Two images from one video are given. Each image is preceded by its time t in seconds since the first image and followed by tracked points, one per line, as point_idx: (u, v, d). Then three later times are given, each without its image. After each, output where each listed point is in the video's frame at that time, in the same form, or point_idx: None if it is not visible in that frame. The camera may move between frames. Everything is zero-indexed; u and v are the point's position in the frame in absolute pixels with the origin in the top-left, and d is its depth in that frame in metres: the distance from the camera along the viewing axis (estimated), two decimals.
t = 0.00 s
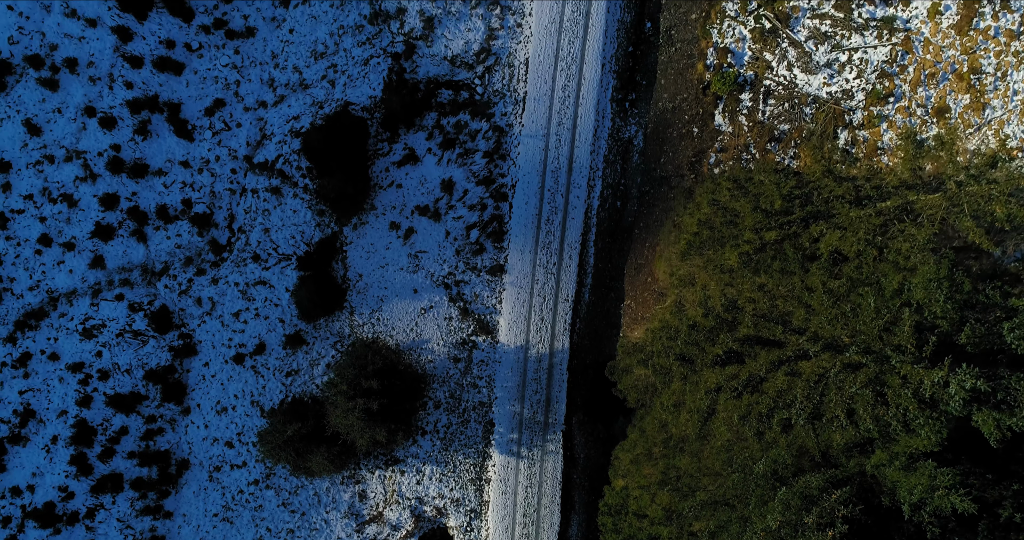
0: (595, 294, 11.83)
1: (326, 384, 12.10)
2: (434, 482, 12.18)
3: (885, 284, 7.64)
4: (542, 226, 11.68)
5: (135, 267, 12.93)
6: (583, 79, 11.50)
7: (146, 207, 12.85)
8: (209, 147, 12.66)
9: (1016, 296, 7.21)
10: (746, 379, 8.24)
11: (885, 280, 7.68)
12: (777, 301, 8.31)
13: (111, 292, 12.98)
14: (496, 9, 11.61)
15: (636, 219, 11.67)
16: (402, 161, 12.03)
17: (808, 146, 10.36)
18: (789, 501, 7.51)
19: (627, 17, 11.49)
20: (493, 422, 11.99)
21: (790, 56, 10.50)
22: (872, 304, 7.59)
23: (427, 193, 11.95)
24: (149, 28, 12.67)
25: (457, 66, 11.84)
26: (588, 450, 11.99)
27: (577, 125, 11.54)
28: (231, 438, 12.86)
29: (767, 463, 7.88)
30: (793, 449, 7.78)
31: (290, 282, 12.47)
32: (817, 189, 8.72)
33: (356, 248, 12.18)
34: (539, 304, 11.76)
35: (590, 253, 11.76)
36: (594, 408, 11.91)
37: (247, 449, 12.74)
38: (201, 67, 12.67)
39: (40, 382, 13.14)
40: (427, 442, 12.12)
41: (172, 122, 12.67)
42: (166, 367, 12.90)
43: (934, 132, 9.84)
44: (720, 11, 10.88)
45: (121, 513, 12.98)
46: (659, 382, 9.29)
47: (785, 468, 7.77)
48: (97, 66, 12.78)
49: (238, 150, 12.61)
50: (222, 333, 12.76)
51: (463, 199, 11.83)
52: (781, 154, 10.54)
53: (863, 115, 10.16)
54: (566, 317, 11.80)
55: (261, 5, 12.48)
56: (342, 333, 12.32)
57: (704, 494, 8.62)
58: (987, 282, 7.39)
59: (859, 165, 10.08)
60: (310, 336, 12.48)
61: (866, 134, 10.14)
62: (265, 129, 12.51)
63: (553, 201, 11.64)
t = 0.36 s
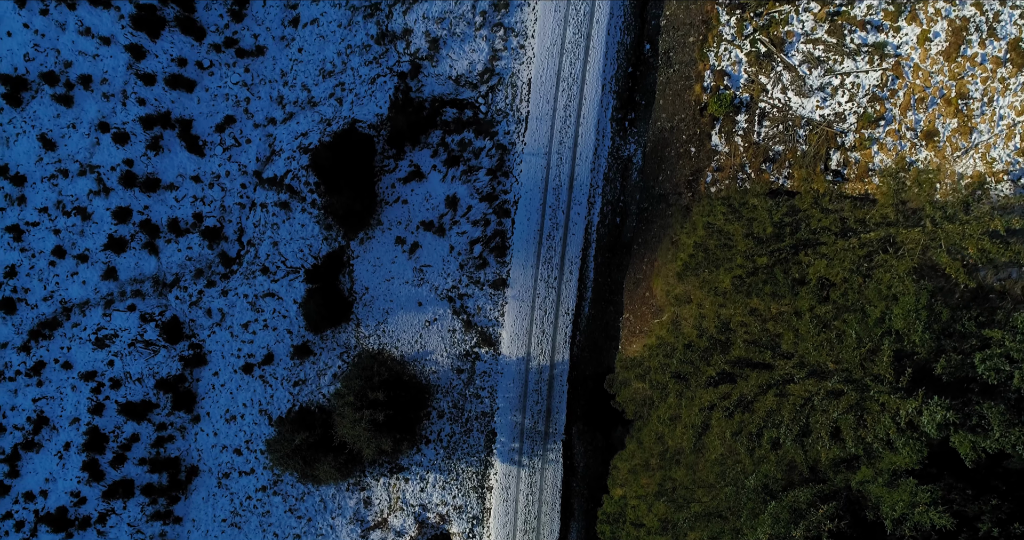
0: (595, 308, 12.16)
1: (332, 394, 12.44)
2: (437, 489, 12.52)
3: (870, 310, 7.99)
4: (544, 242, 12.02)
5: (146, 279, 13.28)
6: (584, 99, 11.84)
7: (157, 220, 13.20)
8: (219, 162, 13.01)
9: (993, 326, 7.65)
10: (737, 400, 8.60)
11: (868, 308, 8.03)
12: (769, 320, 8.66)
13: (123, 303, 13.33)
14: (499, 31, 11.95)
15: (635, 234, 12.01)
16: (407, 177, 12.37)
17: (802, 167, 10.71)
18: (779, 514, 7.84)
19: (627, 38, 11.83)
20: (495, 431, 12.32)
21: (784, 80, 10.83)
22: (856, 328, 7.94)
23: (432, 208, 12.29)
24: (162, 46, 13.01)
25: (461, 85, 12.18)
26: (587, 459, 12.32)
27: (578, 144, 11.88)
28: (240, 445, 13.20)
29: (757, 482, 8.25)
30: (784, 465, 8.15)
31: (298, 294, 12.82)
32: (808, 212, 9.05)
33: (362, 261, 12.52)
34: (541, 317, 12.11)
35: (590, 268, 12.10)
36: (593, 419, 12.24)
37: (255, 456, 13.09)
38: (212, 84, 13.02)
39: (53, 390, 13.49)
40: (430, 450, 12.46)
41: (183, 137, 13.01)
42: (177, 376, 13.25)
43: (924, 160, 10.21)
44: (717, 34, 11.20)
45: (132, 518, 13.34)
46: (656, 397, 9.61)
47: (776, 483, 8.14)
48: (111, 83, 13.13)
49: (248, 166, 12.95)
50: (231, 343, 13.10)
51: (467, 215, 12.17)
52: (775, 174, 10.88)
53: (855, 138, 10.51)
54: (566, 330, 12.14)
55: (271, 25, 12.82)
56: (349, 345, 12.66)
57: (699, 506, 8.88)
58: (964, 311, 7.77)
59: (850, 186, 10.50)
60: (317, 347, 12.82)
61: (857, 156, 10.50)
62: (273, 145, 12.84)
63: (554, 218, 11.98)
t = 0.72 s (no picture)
0: (594, 320, 12.48)
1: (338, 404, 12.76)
2: (440, 497, 12.85)
3: (855, 334, 8.43)
4: (545, 257, 12.35)
5: (156, 290, 13.61)
6: (584, 118, 12.17)
7: (168, 233, 13.52)
8: (228, 177, 13.33)
9: (970, 352, 8.06)
10: (730, 417, 8.90)
11: (854, 333, 8.46)
12: (761, 339, 9.01)
13: (133, 314, 13.66)
14: (502, 51, 12.27)
15: (633, 249, 12.32)
16: (411, 193, 12.70)
17: (795, 186, 11.04)
18: (768, 527, 8.20)
19: (626, 59, 12.15)
20: (497, 441, 12.65)
21: (778, 101, 11.16)
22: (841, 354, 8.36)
23: (435, 223, 12.62)
24: (172, 63, 13.34)
25: (464, 104, 12.50)
26: (586, 468, 12.63)
27: (578, 161, 12.22)
28: (247, 453, 13.52)
29: (748, 496, 8.54)
30: (773, 478, 8.46)
31: (305, 306, 13.14)
32: (800, 233, 9.37)
33: (367, 275, 12.85)
34: (541, 330, 12.44)
35: (589, 282, 12.43)
36: (592, 429, 12.56)
37: (262, 464, 13.40)
38: (221, 101, 13.35)
39: (65, 398, 13.82)
40: (433, 459, 12.78)
41: (193, 153, 13.34)
42: (186, 385, 13.58)
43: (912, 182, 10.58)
44: (713, 56, 11.52)
45: (142, 524, 13.67)
46: (652, 411, 9.96)
47: (766, 497, 8.45)
48: (122, 99, 13.45)
49: (256, 181, 13.27)
50: (240, 354, 13.43)
51: (470, 230, 12.50)
52: (769, 193, 11.21)
53: (846, 158, 10.84)
54: (566, 343, 12.47)
55: (279, 43, 13.14)
56: (354, 356, 12.99)
57: (693, 516, 9.23)
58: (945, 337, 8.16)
59: (841, 205, 10.84)
60: (323, 358, 13.15)
61: (849, 176, 10.84)
62: (281, 161, 13.16)
63: (555, 233, 12.31)
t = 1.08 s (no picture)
0: (593, 334, 12.83)
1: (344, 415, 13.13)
2: (443, 505, 13.19)
3: (842, 356, 8.73)
4: (545, 272, 12.70)
5: (166, 302, 13.95)
6: (584, 138, 12.52)
7: (177, 247, 13.86)
8: (237, 193, 13.67)
9: (947, 380, 8.60)
10: (722, 434, 9.18)
11: (840, 357, 8.74)
12: (753, 361, 9.35)
13: (144, 325, 14.01)
14: (504, 72, 12.62)
15: (631, 265, 12.67)
16: (416, 210, 13.04)
17: (788, 207, 11.41)
18: None
19: (625, 80, 12.50)
20: (498, 451, 13.00)
21: (772, 124, 11.51)
22: (824, 380, 8.66)
23: (439, 239, 12.97)
24: (183, 81, 13.68)
25: (467, 123, 12.85)
26: (585, 478, 12.98)
27: (578, 180, 12.56)
28: (255, 462, 13.87)
29: (739, 510, 8.86)
30: (764, 493, 8.78)
31: (312, 319, 13.50)
32: (791, 256, 9.72)
33: (373, 289, 13.21)
34: (542, 343, 12.79)
35: (588, 297, 12.77)
36: (591, 439, 12.91)
37: (270, 472, 13.76)
38: (230, 119, 13.69)
39: (76, 407, 14.17)
40: (436, 468, 13.13)
41: (202, 169, 13.69)
42: (195, 395, 13.93)
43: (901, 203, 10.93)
44: (709, 80, 11.89)
45: (153, 530, 14.04)
46: (649, 425, 10.30)
47: (757, 511, 8.79)
48: (133, 116, 13.80)
49: (264, 196, 13.61)
50: (248, 365, 13.78)
51: (473, 246, 12.85)
52: (763, 213, 11.56)
53: (838, 181, 11.20)
54: (566, 356, 12.81)
55: (286, 62, 13.49)
56: (359, 367, 13.34)
57: (687, 528, 9.52)
58: (924, 364, 8.60)
59: (832, 225, 11.21)
60: (329, 369, 13.49)
61: (840, 198, 11.19)
62: (289, 178, 13.50)
63: (555, 249, 12.66)
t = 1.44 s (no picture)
0: (591, 348, 13.17)
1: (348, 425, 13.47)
2: (444, 513, 13.53)
3: (828, 380, 9.17)
4: (545, 287, 13.03)
5: (175, 313, 14.30)
6: (583, 156, 12.86)
7: (186, 259, 14.20)
8: (245, 207, 14.01)
9: (923, 406, 9.03)
10: (713, 453, 9.51)
11: (825, 382, 9.19)
12: (743, 383, 9.68)
13: (153, 335, 14.35)
14: (506, 92, 12.95)
15: (628, 281, 13.00)
16: (419, 225, 13.38)
17: (781, 226, 11.74)
18: None
19: (623, 101, 12.85)
20: (498, 461, 13.34)
21: (766, 146, 11.85)
22: (813, 402, 9.06)
23: (441, 254, 13.31)
24: (192, 98, 14.03)
25: (470, 141, 13.19)
26: (582, 487, 13.31)
27: (577, 198, 12.91)
28: (260, 469, 14.21)
29: (729, 523, 9.16)
30: (755, 508, 9.06)
31: (317, 330, 13.83)
32: (781, 280, 10.09)
33: (377, 302, 13.55)
34: (541, 356, 13.13)
35: (587, 311, 13.11)
36: (589, 450, 13.25)
37: (275, 479, 14.10)
38: (238, 134, 14.03)
39: (86, 414, 14.52)
40: (438, 477, 13.46)
41: (211, 183, 14.03)
42: (203, 404, 14.27)
43: (890, 226, 11.28)
44: (705, 102, 12.23)
45: (159, 535, 14.38)
46: (644, 439, 10.66)
47: (745, 525, 9.08)
48: (144, 131, 14.14)
49: (271, 210, 13.94)
50: (254, 375, 14.12)
51: (475, 261, 13.19)
52: (757, 232, 11.89)
53: (829, 202, 11.54)
54: (565, 369, 13.15)
55: (294, 80, 13.83)
56: (363, 378, 13.68)
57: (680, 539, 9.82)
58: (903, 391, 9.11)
59: (824, 245, 11.55)
60: (334, 380, 13.84)
61: (831, 218, 11.53)
62: (295, 192, 13.84)
63: (555, 265, 13.00)
